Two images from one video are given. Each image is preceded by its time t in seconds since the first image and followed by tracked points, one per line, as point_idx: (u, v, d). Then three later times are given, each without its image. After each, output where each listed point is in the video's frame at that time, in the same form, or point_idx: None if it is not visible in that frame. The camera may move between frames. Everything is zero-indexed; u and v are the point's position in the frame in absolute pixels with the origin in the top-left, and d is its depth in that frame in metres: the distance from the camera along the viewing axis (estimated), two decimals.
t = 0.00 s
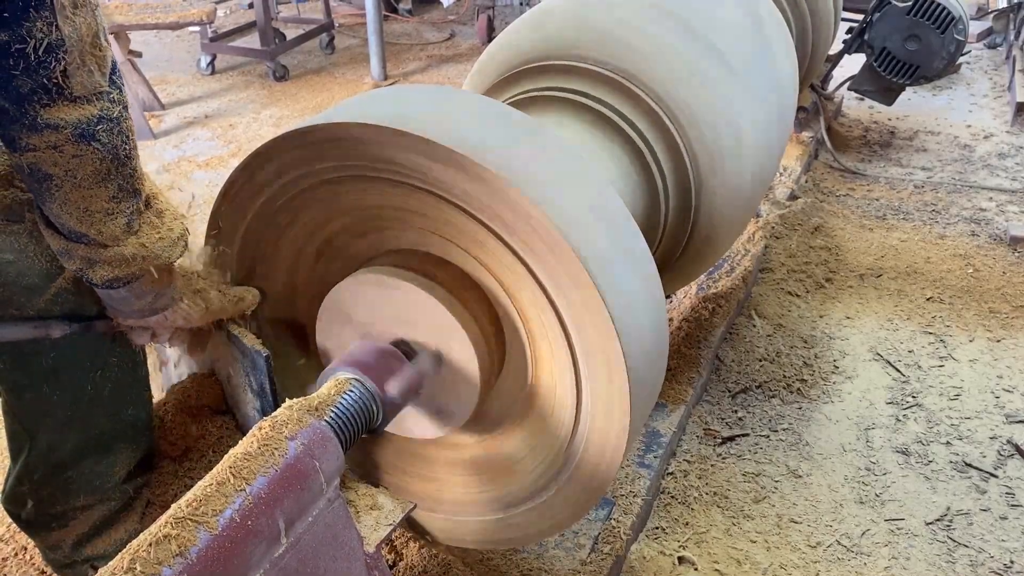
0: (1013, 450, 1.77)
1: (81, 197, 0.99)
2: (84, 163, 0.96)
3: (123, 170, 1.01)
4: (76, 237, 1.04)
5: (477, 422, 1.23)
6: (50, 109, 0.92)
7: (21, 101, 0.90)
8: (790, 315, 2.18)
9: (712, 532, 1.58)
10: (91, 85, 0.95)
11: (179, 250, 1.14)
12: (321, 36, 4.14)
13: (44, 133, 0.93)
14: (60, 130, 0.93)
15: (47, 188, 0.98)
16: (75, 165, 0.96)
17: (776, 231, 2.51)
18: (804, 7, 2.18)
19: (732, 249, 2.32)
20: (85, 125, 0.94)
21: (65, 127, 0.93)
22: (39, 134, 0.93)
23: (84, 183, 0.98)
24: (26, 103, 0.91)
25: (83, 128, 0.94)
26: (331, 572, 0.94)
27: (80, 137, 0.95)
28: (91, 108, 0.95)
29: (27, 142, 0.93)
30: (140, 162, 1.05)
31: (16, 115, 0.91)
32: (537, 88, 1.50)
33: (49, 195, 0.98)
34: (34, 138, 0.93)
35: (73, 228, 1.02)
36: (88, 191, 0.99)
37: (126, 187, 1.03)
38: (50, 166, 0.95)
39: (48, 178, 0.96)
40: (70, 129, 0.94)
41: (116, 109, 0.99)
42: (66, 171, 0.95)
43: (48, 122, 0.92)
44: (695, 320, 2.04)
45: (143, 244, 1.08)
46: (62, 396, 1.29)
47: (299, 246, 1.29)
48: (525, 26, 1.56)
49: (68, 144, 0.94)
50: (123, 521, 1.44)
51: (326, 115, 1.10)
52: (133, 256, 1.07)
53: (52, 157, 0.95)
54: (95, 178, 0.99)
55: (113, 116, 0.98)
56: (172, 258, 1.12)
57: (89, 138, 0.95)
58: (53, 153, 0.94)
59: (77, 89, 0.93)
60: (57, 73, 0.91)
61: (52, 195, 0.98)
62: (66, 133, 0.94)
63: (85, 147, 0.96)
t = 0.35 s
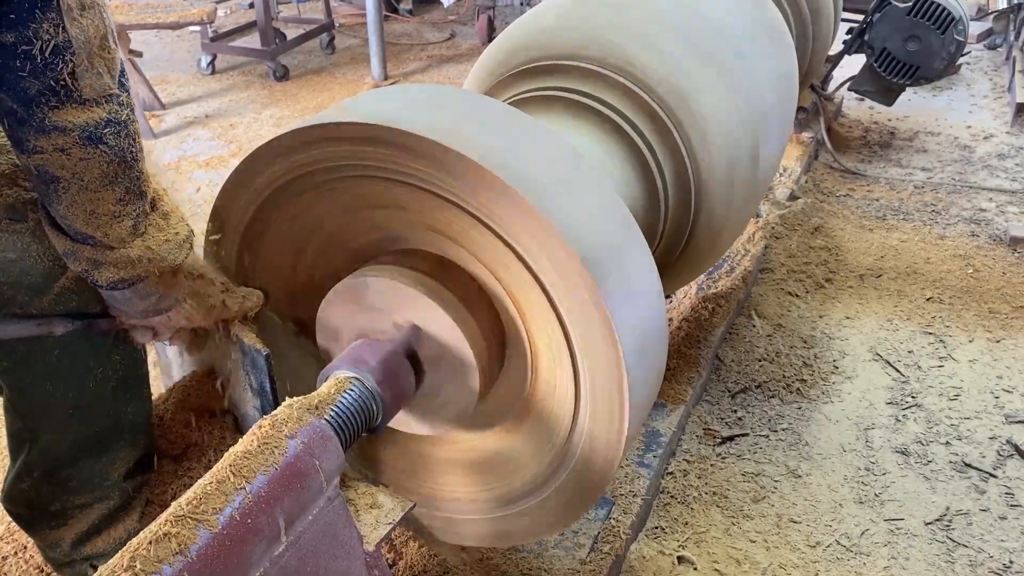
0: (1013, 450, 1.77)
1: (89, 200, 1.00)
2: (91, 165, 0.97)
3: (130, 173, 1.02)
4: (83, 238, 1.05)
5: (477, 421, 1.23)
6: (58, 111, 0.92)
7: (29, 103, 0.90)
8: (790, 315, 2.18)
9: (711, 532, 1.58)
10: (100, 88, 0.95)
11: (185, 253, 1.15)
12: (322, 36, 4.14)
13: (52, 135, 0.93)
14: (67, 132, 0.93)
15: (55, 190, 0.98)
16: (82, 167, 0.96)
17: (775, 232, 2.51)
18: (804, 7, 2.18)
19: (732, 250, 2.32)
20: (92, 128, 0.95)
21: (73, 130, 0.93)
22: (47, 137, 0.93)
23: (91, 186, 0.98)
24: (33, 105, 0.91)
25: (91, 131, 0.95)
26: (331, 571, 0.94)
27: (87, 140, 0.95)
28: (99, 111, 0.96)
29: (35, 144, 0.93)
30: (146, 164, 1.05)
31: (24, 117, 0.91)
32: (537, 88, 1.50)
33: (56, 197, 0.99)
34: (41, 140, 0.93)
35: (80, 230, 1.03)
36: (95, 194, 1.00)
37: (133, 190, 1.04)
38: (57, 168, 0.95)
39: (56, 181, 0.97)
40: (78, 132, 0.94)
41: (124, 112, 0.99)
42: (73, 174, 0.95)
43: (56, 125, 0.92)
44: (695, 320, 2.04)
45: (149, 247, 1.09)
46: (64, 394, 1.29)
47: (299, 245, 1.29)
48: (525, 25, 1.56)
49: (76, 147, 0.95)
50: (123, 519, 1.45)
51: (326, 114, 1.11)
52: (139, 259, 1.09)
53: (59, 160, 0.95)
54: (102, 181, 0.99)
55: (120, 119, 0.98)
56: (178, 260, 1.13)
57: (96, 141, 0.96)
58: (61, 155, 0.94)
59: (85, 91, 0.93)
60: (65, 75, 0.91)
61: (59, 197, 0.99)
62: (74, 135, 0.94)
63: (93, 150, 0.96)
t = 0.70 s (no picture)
0: (1011, 451, 1.77)
1: (92, 203, 1.00)
2: (94, 169, 0.97)
3: (134, 176, 1.02)
4: (85, 240, 1.04)
5: (476, 421, 1.23)
6: (62, 115, 0.92)
7: (32, 106, 0.90)
8: (788, 315, 2.18)
9: (710, 532, 1.58)
10: (105, 92, 0.95)
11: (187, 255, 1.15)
12: (321, 35, 4.14)
13: (56, 138, 0.93)
14: (71, 136, 0.93)
15: (58, 192, 0.98)
16: (85, 171, 0.96)
17: (774, 232, 2.51)
18: (803, 8, 2.18)
19: (731, 250, 2.32)
20: (96, 132, 0.95)
21: (77, 134, 0.93)
22: (51, 140, 0.93)
23: (93, 189, 0.99)
24: (37, 109, 0.91)
25: (95, 135, 0.94)
26: (330, 570, 0.94)
27: (91, 143, 0.95)
28: (103, 115, 0.95)
29: (38, 148, 0.93)
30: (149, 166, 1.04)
31: (28, 120, 0.91)
32: (537, 87, 1.50)
33: (59, 199, 0.98)
34: (45, 144, 0.93)
35: (82, 232, 1.03)
36: (98, 197, 1.00)
37: (136, 193, 1.04)
38: (61, 171, 0.95)
39: (59, 183, 0.96)
40: (82, 136, 0.94)
41: (128, 115, 0.99)
42: (76, 177, 0.95)
43: (59, 129, 0.92)
44: (694, 320, 2.04)
45: (151, 249, 1.09)
46: (63, 393, 1.29)
47: (299, 244, 1.29)
48: (525, 24, 1.56)
49: (79, 150, 0.94)
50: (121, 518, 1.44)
51: (325, 113, 1.10)
52: (141, 261, 1.09)
53: (63, 163, 0.95)
54: (104, 184, 0.99)
55: (124, 123, 0.98)
56: (180, 262, 1.13)
57: (100, 145, 0.95)
58: (64, 159, 0.94)
59: (90, 96, 0.93)
60: (69, 80, 0.91)
61: (62, 200, 0.98)
62: (77, 139, 0.94)
63: (96, 153, 0.96)
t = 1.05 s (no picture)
0: (1008, 450, 1.77)
1: (90, 204, 1.00)
2: (92, 171, 0.97)
3: (132, 177, 1.01)
4: (84, 241, 1.04)
5: (474, 420, 1.23)
6: (59, 117, 0.92)
7: (29, 109, 0.90)
8: (786, 315, 2.18)
9: (707, 531, 1.58)
10: (102, 93, 0.94)
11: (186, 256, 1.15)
12: (319, 34, 4.13)
13: (53, 141, 0.93)
14: (69, 139, 0.93)
15: (56, 193, 0.97)
16: (83, 173, 0.96)
17: (772, 232, 2.51)
18: (802, 8, 2.19)
19: (729, 250, 2.33)
20: (93, 134, 0.94)
21: (74, 136, 0.93)
22: (48, 142, 0.93)
23: (91, 191, 0.98)
24: (34, 111, 0.90)
25: (92, 138, 0.94)
26: (328, 569, 0.94)
27: (88, 145, 0.95)
28: (101, 117, 0.95)
29: (36, 149, 0.93)
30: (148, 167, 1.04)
31: (25, 122, 0.91)
32: (536, 87, 1.50)
33: (58, 200, 0.98)
34: (43, 146, 0.93)
35: (81, 233, 1.03)
36: (97, 199, 0.99)
37: (134, 194, 1.03)
38: (58, 173, 0.95)
39: (57, 185, 0.96)
40: (79, 138, 0.93)
41: (126, 116, 0.98)
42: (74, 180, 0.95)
43: (57, 131, 0.92)
44: (692, 319, 2.04)
45: (150, 251, 1.09)
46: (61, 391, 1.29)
47: (298, 244, 1.29)
48: (524, 24, 1.56)
49: (77, 153, 0.94)
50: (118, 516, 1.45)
51: (321, 114, 1.11)
52: (141, 262, 1.09)
53: (61, 165, 0.95)
54: (102, 186, 0.99)
55: (122, 125, 0.98)
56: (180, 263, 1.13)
57: (97, 147, 0.95)
58: (62, 161, 0.94)
59: (87, 98, 0.93)
60: (64, 82, 0.90)
61: (61, 201, 0.98)
62: (74, 141, 0.93)
63: (94, 155, 0.95)
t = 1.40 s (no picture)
0: (1005, 449, 1.78)
1: (77, 179, 0.99)
2: (77, 144, 0.97)
3: (116, 152, 1.02)
4: (70, 223, 1.03)
5: (473, 418, 1.23)
6: (41, 88, 0.93)
7: (12, 79, 0.91)
8: (784, 314, 2.19)
9: (705, 529, 1.58)
10: (81, 63, 0.96)
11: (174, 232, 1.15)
12: (318, 32, 4.13)
13: (35, 114, 0.93)
14: (52, 109, 0.94)
15: (41, 172, 0.98)
16: (67, 147, 0.96)
17: (770, 231, 2.51)
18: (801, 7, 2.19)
19: (727, 249, 2.33)
20: (76, 104, 0.95)
21: (57, 106, 0.94)
22: (30, 116, 0.93)
23: (78, 166, 0.98)
24: (17, 81, 0.91)
25: (75, 107, 0.95)
26: (327, 566, 0.94)
27: (71, 116, 0.95)
28: (82, 87, 0.96)
29: (19, 125, 0.94)
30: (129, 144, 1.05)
31: (8, 93, 0.91)
32: (535, 85, 1.50)
33: (43, 179, 0.98)
34: (26, 120, 0.93)
35: (68, 214, 1.01)
36: (82, 175, 0.99)
37: (120, 170, 1.03)
38: (42, 149, 0.95)
39: (41, 162, 0.97)
40: (62, 109, 0.94)
41: (105, 89, 0.99)
42: (58, 152, 0.95)
43: (40, 102, 0.93)
44: (690, 318, 2.05)
45: (139, 227, 1.08)
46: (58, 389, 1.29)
47: (297, 241, 1.29)
48: (525, 22, 1.56)
49: (60, 126, 0.95)
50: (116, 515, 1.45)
51: (320, 111, 1.11)
52: (130, 240, 1.07)
53: (45, 139, 0.95)
54: (87, 161, 0.99)
55: (103, 97, 0.99)
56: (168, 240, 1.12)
57: (80, 118, 0.96)
58: (46, 135, 0.95)
59: (67, 66, 0.94)
60: (46, 47, 0.91)
61: (45, 178, 0.98)
62: (58, 113, 0.94)
63: (78, 127, 0.96)
